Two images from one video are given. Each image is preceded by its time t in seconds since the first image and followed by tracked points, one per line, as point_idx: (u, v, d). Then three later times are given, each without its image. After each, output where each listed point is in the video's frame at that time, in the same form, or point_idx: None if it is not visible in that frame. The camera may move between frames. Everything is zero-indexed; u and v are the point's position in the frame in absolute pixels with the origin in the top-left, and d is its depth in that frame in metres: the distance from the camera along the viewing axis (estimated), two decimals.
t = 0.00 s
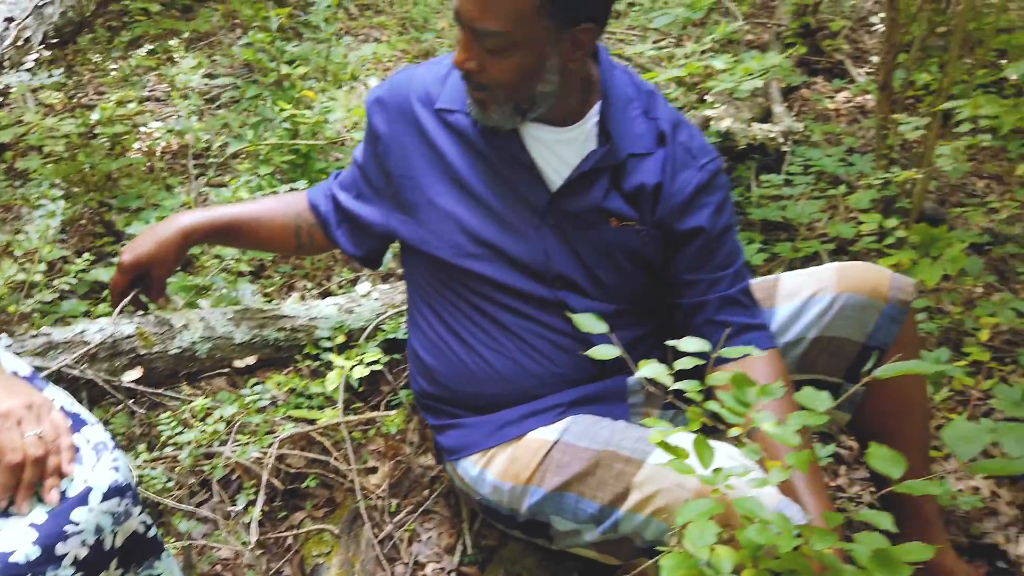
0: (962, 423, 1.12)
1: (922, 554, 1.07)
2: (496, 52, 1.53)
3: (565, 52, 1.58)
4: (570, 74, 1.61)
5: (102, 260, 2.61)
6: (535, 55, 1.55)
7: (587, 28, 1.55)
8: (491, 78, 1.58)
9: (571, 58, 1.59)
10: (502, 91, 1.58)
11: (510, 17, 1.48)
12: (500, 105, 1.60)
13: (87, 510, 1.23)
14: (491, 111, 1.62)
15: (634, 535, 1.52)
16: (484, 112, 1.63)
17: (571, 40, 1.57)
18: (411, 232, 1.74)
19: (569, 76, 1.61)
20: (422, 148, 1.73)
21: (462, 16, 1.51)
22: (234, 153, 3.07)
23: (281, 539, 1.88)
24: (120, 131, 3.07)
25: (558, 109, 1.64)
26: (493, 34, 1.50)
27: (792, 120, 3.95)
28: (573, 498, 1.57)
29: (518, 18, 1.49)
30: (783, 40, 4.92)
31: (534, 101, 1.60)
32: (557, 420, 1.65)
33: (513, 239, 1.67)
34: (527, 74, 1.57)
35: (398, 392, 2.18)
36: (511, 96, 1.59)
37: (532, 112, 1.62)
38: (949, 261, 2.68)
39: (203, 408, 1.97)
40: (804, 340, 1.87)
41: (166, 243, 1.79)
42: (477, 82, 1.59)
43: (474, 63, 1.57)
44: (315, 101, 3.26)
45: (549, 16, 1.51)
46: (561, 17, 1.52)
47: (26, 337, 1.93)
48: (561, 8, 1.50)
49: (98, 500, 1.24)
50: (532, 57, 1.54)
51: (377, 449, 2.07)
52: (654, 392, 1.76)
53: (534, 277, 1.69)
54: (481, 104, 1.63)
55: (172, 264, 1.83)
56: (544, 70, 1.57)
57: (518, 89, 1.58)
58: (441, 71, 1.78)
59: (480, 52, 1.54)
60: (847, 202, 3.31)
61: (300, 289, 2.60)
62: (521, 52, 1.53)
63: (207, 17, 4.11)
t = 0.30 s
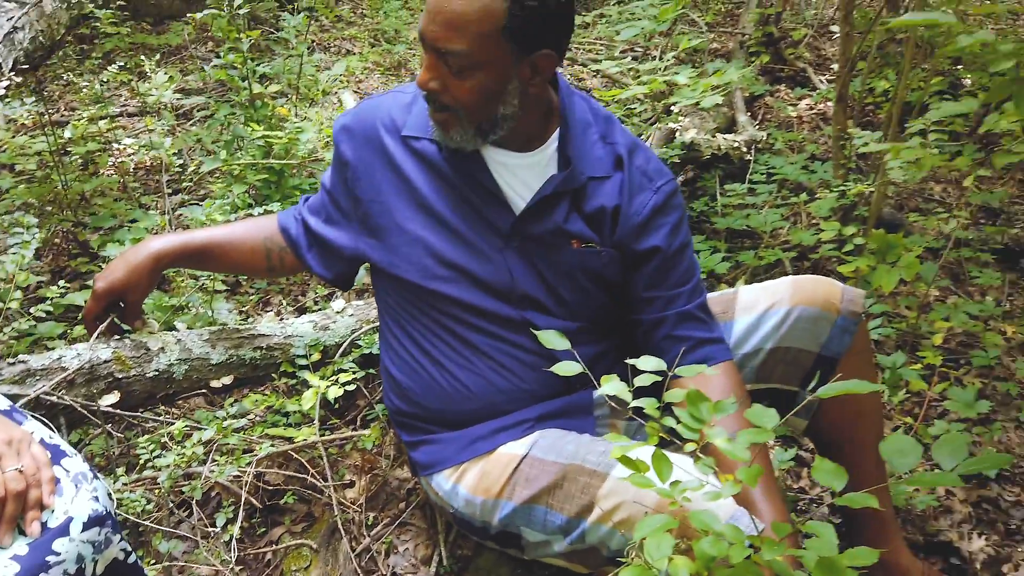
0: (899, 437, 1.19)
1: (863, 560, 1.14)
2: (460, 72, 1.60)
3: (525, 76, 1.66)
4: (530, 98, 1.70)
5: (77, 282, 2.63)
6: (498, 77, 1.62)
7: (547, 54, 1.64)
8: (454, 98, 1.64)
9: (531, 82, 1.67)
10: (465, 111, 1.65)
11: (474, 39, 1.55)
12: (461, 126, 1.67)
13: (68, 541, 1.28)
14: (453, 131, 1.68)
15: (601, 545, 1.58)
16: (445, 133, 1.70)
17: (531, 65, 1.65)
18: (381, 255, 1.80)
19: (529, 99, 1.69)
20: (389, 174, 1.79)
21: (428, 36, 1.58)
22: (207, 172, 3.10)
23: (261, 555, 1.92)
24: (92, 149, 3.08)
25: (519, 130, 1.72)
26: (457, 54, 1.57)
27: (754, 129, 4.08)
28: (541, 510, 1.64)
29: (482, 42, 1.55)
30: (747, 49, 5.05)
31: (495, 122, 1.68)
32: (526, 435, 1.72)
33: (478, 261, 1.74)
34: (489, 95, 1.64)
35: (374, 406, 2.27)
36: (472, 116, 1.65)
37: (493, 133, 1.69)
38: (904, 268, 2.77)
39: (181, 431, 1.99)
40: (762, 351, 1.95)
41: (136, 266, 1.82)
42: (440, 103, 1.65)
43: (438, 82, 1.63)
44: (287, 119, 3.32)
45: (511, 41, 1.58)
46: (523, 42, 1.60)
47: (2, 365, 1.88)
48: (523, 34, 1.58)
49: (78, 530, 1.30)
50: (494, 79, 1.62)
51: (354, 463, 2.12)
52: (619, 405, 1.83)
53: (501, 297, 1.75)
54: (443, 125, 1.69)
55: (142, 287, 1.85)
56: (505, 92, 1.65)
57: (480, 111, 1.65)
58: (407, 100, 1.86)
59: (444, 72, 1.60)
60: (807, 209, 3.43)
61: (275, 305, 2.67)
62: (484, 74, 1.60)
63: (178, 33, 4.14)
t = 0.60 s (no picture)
0: (858, 443, 1.25)
1: (826, 562, 1.20)
2: (442, 83, 1.65)
3: (504, 90, 1.70)
4: (509, 113, 1.74)
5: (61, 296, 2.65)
6: (477, 90, 1.67)
7: (525, 69, 1.68)
8: (435, 108, 1.69)
9: (510, 97, 1.71)
10: (444, 122, 1.70)
11: (455, 51, 1.61)
12: (442, 138, 1.72)
13: (61, 557, 1.33)
14: (433, 142, 1.74)
15: (580, 549, 1.63)
16: (426, 143, 1.75)
17: (510, 80, 1.69)
18: (364, 269, 1.84)
19: (508, 115, 1.74)
20: (371, 190, 1.83)
21: (411, 48, 1.64)
22: (190, 186, 3.14)
23: (247, 565, 1.95)
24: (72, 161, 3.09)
25: (497, 143, 1.77)
26: (438, 66, 1.62)
27: (729, 135, 4.17)
28: (523, 515, 1.69)
29: (463, 54, 1.61)
30: (722, 55, 5.15)
31: (474, 134, 1.73)
32: (507, 442, 1.76)
33: (459, 275, 1.79)
34: (469, 108, 1.69)
35: (358, 415, 2.31)
36: (452, 126, 1.70)
37: (472, 145, 1.74)
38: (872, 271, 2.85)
39: (168, 445, 2.02)
40: (734, 357, 2.02)
41: (122, 284, 1.85)
42: (421, 114, 1.70)
43: (419, 94, 1.68)
44: (269, 132, 3.36)
45: (491, 54, 1.64)
46: (504, 57, 1.65)
47: None
48: (502, 48, 1.64)
49: (70, 546, 1.35)
50: (474, 92, 1.66)
51: (339, 472, 2.16)
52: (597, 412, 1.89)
53: (481, 309, 1.80)
54: (423, 136, 1.75)
55: (128, 304, 1.88)
56: (484, 105, 1.69)
57: (459, 122, 1.70)
58: (388, 119, 1.90)
59: (425, 83, 1.66)
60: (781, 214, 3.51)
61: (259, 316, 2.71)
62: (464, 86, 1.66)
63: (159, 43, 4.17)
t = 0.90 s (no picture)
0: (825, 449, 1.29)
1: (794, 561, 1.26)
2: (427, 89, 1.71)
3: (488, 100, 1.77)
4: (491, 123, 1.81)
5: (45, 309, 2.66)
6: (462, 98, 1.73)
7: (509, 81, 1.76)
8: (420, 114, 1.75)
9: (493, 107, 1.78)
10: (429, 128, 1.75)
11: (442, 58, 1.68)
12: (425, 144, 1.77)
13: (54, 570, 1.38)
14: (416, 148, 1.79)
15: (564, 552, 1.68)
16: (410, 148, 1.80)
17: (494, 91, 1.77)
18: (350, 280, 1.87)
19: (490, 125, 1.81)
20: (357, 203, 1.87)
21: (400, 54, 1.70)
22: (173, 197, 3.16)
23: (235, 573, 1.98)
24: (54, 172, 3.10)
25: (480, 152, 1.84)
26: (426, 71, 1.69)
27: (708, 140, 4.24)
28: (507, 520, 1.72)
29: (450, 61, 1.68)
30: (701, 59, 5.23)
31: (457, 142, 1.79)
32: (492, 449, 1.80)
33: (444, 284, 1.82)
34: (453, 115, 1.74)
35: (344, 422, 2.35)
36: (436, 133, 1.76)
37: (455, 153, 1.80)
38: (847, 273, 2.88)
39: (156, 457, 2.04)
40: (710, 362, 2.08)
41: (108, 303, 1.86)
42: (405, 120, 1.76)
43: (404, 100, 1.73)
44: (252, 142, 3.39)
45: (477, 63, 1.72)
46: (487, 68, 1.73)
47: None
48: (488, 58, 1.72)
49: (63, 560, 1.41)
50: (459, 99, 1.73)
51: (325, 480, 2.20)
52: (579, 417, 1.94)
53: (466, 318, 1.84)
54: (407, 142, 1.80)
55: (113, 322, 1.90)
56: (468, 113, 1.75)
57: (444, 129, 1.75)
58: (371, 133, 1.94)
59: (411, 89, 1.71)
60: (758, 218, 3.59)
61: (244, 325, 2.74)
62: (449, 93, 1.72)
63: (139, 51, 4.18)
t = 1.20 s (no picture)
0: (796, 453, 1.36)
1: (770, 561, 1.31)
2: (412, 98, 1.76)
3: (471, 112, 1.82)
4: (473, 135, 1.86)
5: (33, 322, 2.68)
6: (446, 107, 1.79)
7: (492, 94, 1.81)
8: (405, 123, 1.80)
9: (476, 119, 1.84)
10: (413, 137, 1.80)
11: (428, 68, 1.73)
12: (409, 153, 1.82)
13: None
14: (400, 156, 1.84)
15: (548, 555, 1.73)
16: (394, 157, 1.85)
17: (477, 103, 1.82)
18: (338, 292, 1.91)
19: (472, 136, 1.86)
20: (343, 217, 1.91)
21: (388, 63, 1.76)
22: (158, 208, 3.18)
23: None
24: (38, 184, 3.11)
25: (462, 162, 1.88)
26: (412, 80, 1.74)
27: (688, 145, 4.32)
28: (493, 526, 1.77)
29: (436, 71, 1.74)
30: (681, 64, 5.32)
31: (440, 151, 1.83)
32: (478, 456, 1.84)
33: (430, 295, 1.87)
34: (437, 124, 1.79)
35: (332, 430, 2.39)
36: (420, 141, 1.80)
37: (438, 162, 1.84)
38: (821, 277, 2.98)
39: (147, 469, 2.07)
40: (690, 367, 2.14)
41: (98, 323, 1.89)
42: (390, 127, 1.81)
43: (390, 107, 1.79)
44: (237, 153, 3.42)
45: (462, 76, 1.77)
46: (471, 81, 1.78)
47: None
48: (472, 70, 1.78)
49: (61, 572, 1.45)
50: (442, 109, 1.78)
51: (314, 487, 2.24)
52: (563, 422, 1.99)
53: (451, 328, 1.88)
54: (392, 150, 1.84)
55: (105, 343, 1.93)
56: (451, 124, 1.80)
57: (427, 137, 1.80)
58: (357, 148, 1.98)
59: (398, 96, 1.77)
60: (737, 222, 3.66)
61: (231, 334, 2.76)
62: (434, 102, 1.77)
63: (122, 61, 4.19)
